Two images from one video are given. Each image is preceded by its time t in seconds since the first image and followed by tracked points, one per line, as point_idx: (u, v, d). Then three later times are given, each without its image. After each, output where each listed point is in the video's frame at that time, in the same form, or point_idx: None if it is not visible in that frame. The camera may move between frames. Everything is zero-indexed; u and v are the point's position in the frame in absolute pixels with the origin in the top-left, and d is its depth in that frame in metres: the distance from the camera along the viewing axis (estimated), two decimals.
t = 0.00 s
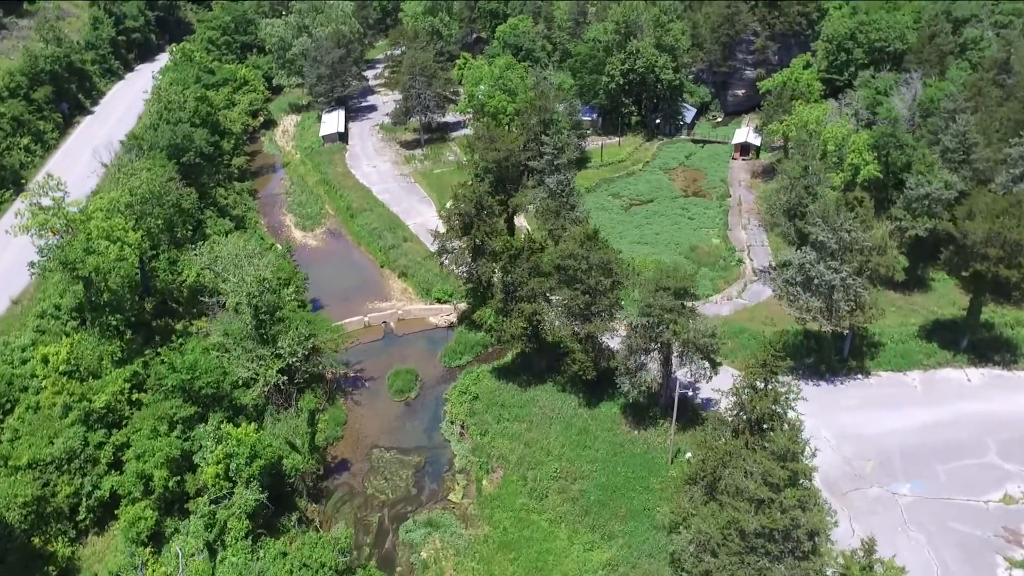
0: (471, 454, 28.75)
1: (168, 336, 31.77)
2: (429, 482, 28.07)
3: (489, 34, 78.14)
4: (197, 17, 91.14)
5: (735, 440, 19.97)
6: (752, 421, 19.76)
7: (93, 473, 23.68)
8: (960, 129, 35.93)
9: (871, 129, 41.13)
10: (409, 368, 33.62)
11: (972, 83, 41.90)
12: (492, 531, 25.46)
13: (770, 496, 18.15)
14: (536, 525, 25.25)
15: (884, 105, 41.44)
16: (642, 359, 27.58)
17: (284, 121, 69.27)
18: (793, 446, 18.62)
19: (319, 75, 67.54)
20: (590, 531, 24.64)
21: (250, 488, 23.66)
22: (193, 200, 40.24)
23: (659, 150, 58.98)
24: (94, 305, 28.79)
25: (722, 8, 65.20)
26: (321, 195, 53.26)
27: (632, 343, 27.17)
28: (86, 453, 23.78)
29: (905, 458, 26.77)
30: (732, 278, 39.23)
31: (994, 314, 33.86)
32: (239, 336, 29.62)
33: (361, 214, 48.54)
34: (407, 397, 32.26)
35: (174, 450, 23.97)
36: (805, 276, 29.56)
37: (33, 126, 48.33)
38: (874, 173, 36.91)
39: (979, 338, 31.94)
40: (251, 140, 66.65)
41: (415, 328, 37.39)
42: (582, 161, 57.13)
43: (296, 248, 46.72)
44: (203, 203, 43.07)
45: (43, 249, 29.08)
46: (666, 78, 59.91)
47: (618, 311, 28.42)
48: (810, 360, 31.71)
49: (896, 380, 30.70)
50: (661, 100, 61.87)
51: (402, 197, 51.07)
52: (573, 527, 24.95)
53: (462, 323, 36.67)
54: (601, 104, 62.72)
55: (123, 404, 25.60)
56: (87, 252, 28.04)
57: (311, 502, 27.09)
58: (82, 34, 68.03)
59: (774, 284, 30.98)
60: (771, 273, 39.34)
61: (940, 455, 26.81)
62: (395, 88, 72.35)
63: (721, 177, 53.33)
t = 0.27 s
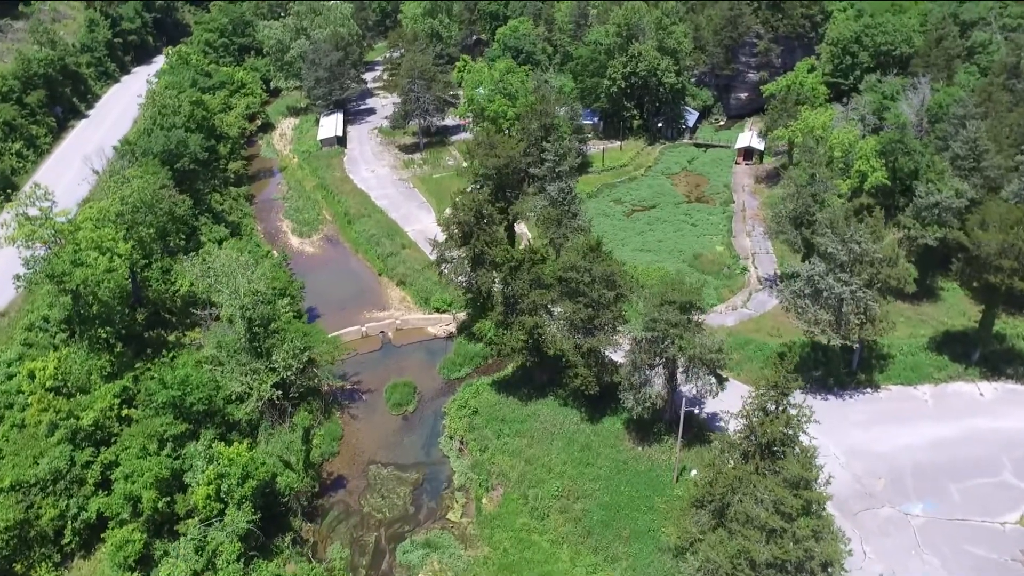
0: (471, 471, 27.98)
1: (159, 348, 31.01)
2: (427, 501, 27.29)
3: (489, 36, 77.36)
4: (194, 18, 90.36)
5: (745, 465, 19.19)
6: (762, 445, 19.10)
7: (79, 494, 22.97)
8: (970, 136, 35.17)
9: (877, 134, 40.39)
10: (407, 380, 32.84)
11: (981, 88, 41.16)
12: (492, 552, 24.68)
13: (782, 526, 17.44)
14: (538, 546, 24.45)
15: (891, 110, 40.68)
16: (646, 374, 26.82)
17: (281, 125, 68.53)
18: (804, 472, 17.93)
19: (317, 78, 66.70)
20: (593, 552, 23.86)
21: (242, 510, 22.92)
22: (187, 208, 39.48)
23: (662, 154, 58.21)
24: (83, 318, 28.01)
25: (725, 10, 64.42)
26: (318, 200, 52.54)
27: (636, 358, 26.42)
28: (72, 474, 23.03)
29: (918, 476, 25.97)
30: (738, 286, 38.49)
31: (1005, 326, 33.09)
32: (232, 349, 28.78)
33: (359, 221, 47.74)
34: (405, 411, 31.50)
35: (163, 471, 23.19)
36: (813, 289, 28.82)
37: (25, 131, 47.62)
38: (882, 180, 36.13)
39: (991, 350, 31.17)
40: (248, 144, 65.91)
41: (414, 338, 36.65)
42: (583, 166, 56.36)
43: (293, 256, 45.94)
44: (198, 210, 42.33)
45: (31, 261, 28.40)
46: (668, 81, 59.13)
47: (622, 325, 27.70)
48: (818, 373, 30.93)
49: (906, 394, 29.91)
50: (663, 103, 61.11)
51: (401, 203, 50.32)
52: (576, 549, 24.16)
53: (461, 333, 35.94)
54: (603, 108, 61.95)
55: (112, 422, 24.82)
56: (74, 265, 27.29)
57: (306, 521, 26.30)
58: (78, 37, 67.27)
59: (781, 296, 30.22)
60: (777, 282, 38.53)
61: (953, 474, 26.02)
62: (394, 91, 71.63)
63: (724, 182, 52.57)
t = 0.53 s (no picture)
0: (470, 482, 27.43)
1: (152, 356, 30.45)
2: (425, 512, 26.75)
3: (488, 37, 76.82)
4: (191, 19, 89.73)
5: (751, 480, 18.64)
6: (769, 459, 18.59)
7: (68, 508, 22.36)
8: (976, 139, 34.69)
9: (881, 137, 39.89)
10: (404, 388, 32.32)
11: (986, 90, 40.69)
12: (492, 566, 24.14)
13: (790, 544, 16.98)
14: (539, 560, 23.90)
15: (895, 113, 40.19)
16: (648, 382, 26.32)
17: (279, 126, 67.96)
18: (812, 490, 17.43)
19: (315, 79, 66.11)
20: (595, 566, 23.32)
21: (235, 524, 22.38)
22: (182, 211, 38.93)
23: (662, 156, 57.69)
24: (73, 326, 27.43)
25: (726, 11, 63.89)
26: (316, 203, 52.02)
27: (638, 366, 25.90)
28: (61, 487, 22.46)
29: (925, 487, 25.47)
30: (739, 291, 37.98)
31: (1012, 332, 32.61)
32: (226, 357, 28.13)
33: (356, 224, 47.16)
34: (403, 419, 30.97)
35: (154, 483, 22.61)
36: (818, 296, 28.30)
37: (18, 133, 47.08)
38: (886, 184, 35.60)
39: (998, 358, 30.68)
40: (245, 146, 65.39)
41: (412, 344, 36.14)
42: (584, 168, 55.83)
43: (289, 259, 45.42)
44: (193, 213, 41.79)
45: (20, 268, 27.80)
46: (669, 83, 58.60)
47: (624, 333, 27.23)
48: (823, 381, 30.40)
49: (913, 402, 29.39)
50: (664, 105, 60.58)
51: (399, 205, 49.80)
52: (578, 562, 23.62)
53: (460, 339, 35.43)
54: (603, 109, 61.39)
55: (103, 432, 24.23)
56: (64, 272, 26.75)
57: (302, 533, 25.76)
58: (73, 37, 66.71)
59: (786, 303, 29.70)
60: (780, 288, 38.01)
61: (962, 485, 25.50)
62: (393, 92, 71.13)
63: (725, 185, 52.06)
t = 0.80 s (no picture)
0: (471, 485, 27.14)
1: (150, 358, 30.16)
2: (426, 515, 26.46)
3: (488, 36, 76.57)
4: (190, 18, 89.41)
5: (757, 484, 18.34)
6: (775, 463, 18.28)
7: (65, 512, 22.06)
8: (981, 139, 34.43)
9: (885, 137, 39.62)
10: (405, 390, 32.04)
11: (990, 90, 40.44)
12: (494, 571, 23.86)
13: (797, 551, 16.74)
14: (541, 565, 23.62)
15: (899, 112, 39.93)
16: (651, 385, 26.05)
17: (278, 126, 67.67)
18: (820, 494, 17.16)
19: (314, 79, 65.79)
20: (598, 571, 23.05)
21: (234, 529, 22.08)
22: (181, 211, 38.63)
23: (663, 156, 57.44)
24: (71, 327, 27.13)
25: (728, 10, 63.62)
26: (315, 203, 51.74)
27: (641, 369, 25.63)
28: (57, 491, 22.20)
29: (932, 490, 25.20)
30: (741, 292, 37.74)
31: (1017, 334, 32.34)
32: (224, 359, 27.85)
33: (356, 224, 46.87)
34: (403, 421, 30.69)
35: (152, 487, 22.30)
36: (823, 298, 28.03)
37: (16, 133, 46.81)
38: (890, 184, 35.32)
39: (1004, 359, 30.41)
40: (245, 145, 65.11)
41: (413, 345, 35.86)
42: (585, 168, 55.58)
43: (289, 260, 45.14)
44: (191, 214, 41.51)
45: (17, 269, 27.52)
46: (670, 82, 58.33)
47: (626, 334, 26.97)
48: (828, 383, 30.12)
49: (918, 405, 29.11)
50: (665, 104, 60.33)
51: (399, 205, 49.52)
52: (581, 567, 23.35)
53: (461, 341, 35.15)
54: (604, 109, 61.09)
55: (100, 436, 23.93)
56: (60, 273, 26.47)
57: (302, 537, 25.49)
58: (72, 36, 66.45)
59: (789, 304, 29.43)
60: (783, 289, 37.77)
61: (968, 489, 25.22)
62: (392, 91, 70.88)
63: (727, 185, 51.81)
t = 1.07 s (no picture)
0: (473, 487, 27.01)
1: (151, 358, 30.02)
2: (428, 517, 26.34)
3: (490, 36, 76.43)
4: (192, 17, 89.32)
5: (762, 487, 18.18)
6: (780, 466, 18.10)
7: (65, 513, 21.92)
8: (986, 139, 34.23)
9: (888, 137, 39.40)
10: (406, 391, 31.91)
11: (995, 90, 40.26)
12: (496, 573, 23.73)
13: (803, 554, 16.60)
14: (543, 567, 23.47)
15: (903, 113, 39.73)
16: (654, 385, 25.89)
17: (280, 126, 67.54)
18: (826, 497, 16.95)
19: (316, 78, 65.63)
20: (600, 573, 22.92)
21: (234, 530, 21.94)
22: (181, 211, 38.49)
23: (666, 156, 57.30)
24: (71, 327, 27.01)
25: (730, 10, 63.42)
26: (317, 203, 51.61)
27: (644, 370, 25.48)
28: (57, 492, 22.08)
29: (936, 493, 25.05)
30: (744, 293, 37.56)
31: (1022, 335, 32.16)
32: (225, 360, 27.74)
33: (358, 224, 46.72)
34: (405, 422, 30.57)
35: (152, 489, 22.18)
36: (827, 299, 27.83)
37: (17, 133, 46.71)
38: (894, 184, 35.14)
39: (1009, 361, 30.22)
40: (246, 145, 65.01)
41: (414, 346, 35.73)
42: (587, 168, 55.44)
43: (290, 260, 45.04)
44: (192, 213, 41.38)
45: (17, 269, 27.40)
46: (673, 82, 58.17)
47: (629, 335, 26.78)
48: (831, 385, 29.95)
49: (922, 406, 28.96)
50: (667, 104, 60.17)
51: (400, 205, 49.39)
52: (583, 569, 23.21)
53: (462, 341, 35.01)
54: (606, 109, 60.89)
55: (100, 437, 23.81)
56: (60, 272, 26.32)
57: (302, 538, 25.38)
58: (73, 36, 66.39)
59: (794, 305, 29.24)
60: (786, 290, 37.60)
61: (973, 491, 25.07)
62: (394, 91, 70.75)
63: (729, 185, 51.66)
